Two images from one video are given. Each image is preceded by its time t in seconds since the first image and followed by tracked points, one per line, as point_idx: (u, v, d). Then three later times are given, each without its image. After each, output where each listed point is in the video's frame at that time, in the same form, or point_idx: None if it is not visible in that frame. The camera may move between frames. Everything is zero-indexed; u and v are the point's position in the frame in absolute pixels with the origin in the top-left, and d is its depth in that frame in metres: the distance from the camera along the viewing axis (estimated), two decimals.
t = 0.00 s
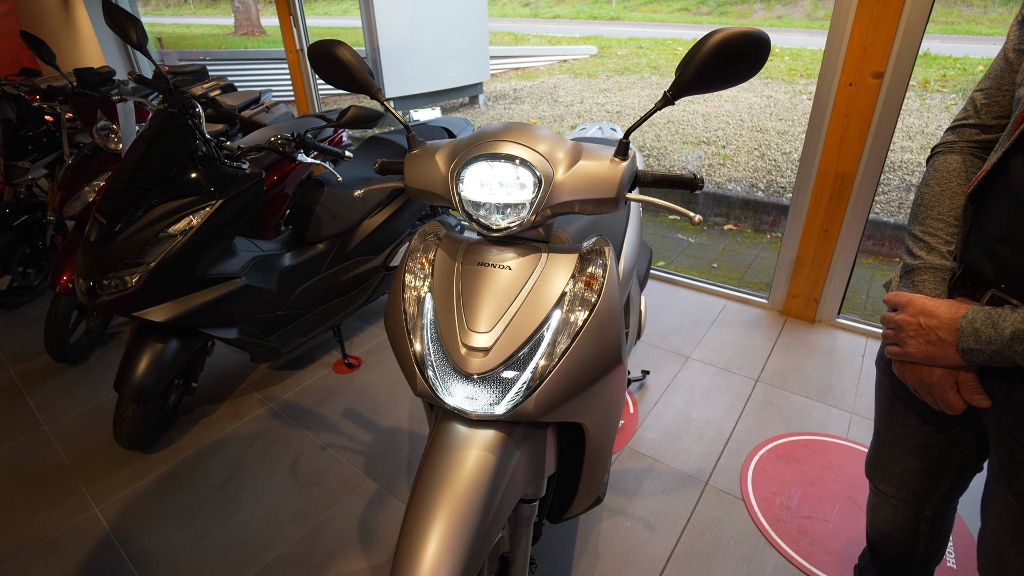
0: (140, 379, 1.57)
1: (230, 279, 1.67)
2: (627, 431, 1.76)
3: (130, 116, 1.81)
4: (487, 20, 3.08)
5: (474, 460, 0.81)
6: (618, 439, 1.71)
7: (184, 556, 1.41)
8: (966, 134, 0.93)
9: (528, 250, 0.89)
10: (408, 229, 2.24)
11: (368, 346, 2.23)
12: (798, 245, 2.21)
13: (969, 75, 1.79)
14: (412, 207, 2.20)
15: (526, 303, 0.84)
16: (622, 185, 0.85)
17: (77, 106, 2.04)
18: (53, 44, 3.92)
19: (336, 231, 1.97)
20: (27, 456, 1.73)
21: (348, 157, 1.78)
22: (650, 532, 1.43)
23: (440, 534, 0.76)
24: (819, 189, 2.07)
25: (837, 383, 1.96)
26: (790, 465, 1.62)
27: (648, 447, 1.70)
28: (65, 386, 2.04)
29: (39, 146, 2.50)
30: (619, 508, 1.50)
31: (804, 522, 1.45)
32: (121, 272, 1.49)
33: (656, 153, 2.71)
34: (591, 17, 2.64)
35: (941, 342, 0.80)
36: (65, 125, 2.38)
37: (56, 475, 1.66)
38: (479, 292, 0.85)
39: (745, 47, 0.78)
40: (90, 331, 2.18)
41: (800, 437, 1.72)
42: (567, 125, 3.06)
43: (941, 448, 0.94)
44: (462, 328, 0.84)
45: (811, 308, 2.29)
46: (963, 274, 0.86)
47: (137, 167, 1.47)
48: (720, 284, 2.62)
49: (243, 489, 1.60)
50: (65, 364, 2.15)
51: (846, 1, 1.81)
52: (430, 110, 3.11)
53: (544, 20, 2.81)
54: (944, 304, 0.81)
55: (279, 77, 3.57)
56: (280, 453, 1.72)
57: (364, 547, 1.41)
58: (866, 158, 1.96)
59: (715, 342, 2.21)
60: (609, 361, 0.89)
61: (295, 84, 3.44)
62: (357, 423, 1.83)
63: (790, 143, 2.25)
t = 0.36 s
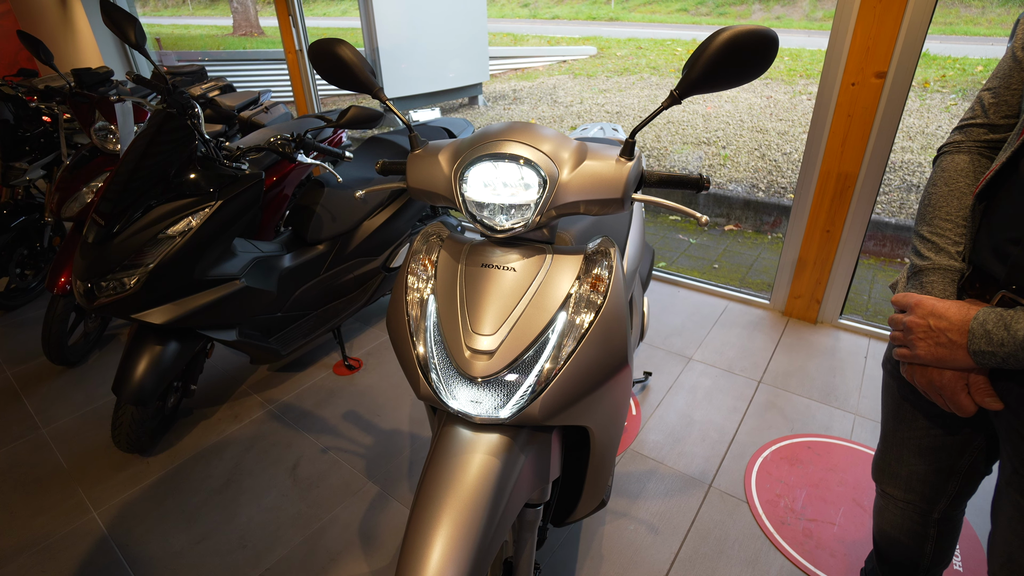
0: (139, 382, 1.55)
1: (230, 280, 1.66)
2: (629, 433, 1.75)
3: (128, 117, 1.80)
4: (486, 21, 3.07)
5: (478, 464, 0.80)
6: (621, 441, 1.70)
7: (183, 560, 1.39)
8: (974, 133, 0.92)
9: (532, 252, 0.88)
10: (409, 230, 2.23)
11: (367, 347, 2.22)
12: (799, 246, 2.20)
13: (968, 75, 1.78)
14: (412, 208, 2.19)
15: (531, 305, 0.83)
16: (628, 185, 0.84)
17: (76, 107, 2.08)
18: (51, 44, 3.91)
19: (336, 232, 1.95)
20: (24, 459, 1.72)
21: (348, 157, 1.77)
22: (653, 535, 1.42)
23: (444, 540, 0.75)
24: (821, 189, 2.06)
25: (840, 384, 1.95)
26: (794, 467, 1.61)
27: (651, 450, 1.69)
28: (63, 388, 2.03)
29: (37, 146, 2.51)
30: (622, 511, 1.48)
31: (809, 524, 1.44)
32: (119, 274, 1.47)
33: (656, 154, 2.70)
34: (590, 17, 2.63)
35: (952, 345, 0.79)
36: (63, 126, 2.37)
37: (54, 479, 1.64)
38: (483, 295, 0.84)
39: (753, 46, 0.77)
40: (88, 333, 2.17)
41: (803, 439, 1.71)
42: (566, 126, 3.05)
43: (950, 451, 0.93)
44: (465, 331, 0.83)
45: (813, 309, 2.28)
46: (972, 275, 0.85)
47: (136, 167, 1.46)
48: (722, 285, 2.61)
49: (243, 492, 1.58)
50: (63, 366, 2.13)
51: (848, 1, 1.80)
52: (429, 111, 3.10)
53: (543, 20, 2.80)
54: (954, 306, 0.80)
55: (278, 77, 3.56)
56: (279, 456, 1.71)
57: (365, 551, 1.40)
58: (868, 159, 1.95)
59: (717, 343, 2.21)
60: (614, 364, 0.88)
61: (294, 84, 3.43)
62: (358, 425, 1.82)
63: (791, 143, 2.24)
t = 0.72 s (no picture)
0: (137, 385, 1.53)
1: (229, 282, 1.64)
2: (633, 436, 1.74)
3: (125, 116, 1.78)
4: (485, 21, 3.06)
5: (484, 470, 0.78)
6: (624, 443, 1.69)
7: (181, 566, 1.37)
8: (987, 131, 0.90)
9: (539, 253, 0.86)
10: (409, 230, 2.21)
11: (368, 349, 2.20)
12: (803, 246, 2.19)
13: (967, 75, 1.78)
14: (413, 208, 2.17)
15: (538, 307, 0.82)
16: (636, 185, 0.83)
17: (73, 107, 2.06)
18: (48, 44, 3.88)
19: (336, 233, 1.94)
20: (21, 463, 1.70)
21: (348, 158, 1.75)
22: (658, 539, 1.40)
23: (451, 548, 0.73)
24: (825, 189, 2.05)
25: (844, 385, 1.94)
26: (800, 470, 1.60)
27: (655, 452, 1.68)
28: (60, 391, 2.01)
29: (33, 146, 2.50)
30: (627, 515, 1.47)
31: (816, 528, 1.42)
32: (117, 275, 1.45)
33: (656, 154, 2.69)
34: (588, 18, 2.62)
35: (968, 347, 0.77)
36: (59, 126, 2.34)
37: (50, 483, 1.62)
38: (489, 296, 0.83)
39: (764, 42, 0.76)
40: (85, 335, 2.15)
41: (808, 441, 1.70)
42: (566, 126, 3.03)
43: (963, 454, 0.91)
44: (471, 334, 0.81)
45: (816, 309, 2.27)
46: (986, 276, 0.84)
47: (133, 167, 1.44)
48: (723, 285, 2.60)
49: (243, 496, 1.56)
50: (60, 369, 2.11)
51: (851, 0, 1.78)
52: (429, 111, 3.09)
53: (542, 21, 2.77)
54: (969, 308, 0.78)
55: (276, 78, 3.55)
56: (279, 460, 1.69)
57: (367, 556, 1.38)
58: (872, 158, 1.94)
59: (720, 344, 2.19)
60: (623, 367, 0.86)
61: (293, 84, 3.43)
62: (359, 428, 1.80)
63: (791, 143, 2.22)
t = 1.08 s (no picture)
0: (137, 389, 1.52)
1: (229, 284, 1.62)
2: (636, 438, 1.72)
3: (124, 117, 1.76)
4: (484, 21, 3.04)
5: (492, 476, 0.77)
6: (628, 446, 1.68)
7: (182, 572, 1.36)
8: (998, 133, 0.89)
9: (546, 255, 0.85)
10: (410, 232, 2.19)
11: (368, 351, 2.19)
12: (805, 246, 2.18)
13: (967, 75, 1.77)
14: (414, 209, 2.15)
15: (546, 311, 0.80)
16: (645, 186, 0.82)
17: (70, 108, 2.03)
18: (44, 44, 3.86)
19: (337, 234, 1.92)
20: (19, 468, 1.68)
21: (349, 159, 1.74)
22: (664, 542, 1.39)
23: (458, 556, 0.72)
24: (828, 189, 2.04)
25: (848, 386, 1.93)
26: (805, 472, 1.59)
27: (659, 455, 1.66)
28: (58, 395, 1.99)
29: (30, 148, 2.49)
30: (632, 519, 1.46)
31: (822, 531, 1.41)
32: (116, 278, 1.44)
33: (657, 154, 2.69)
34: (587, 18, 2.60)
35: (983, 352, 0.76)
36: (56, 127, 2.33)
37: (49, 488, 1.61)
38: (496, 300, 0.81)
39: (776, 41, 0.75)
40: (83, 338, 2.13)
41: (813, 443, 1.69)
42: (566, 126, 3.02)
43: (974, 459, 0.90)
44: (478, 338, 0.80)
45: (819, 310, 2.26)
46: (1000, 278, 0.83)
47: (132, 168, 1.42)
48: (725, 286, 2.59)
49: (244, 501, 1.55)
50: (58, 372, 2.09)
51: None
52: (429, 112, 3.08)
53: (541, 21, 2.76)
54: (983, 312, 0.77)
55: (275, 78, 3.54)
56: (280, 464, 1.67)
57: (370, 561, 1.36)
58: (876, 158, 1.93)
59: (723, 345, 2.18)
60: (632, 371, 0.85)
61: (291, 84, 3.41)
62: (360, 431, 1.78)
63: (792, 143, 2.21)
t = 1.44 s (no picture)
0: (139, 392, 1.53)
1: (230, 287, 1.63)
2: (636, 439, 1.73)
3: (125, 120, 1.77)
4: (483, 22, 3.05)
5: (493, 478, 0.78)
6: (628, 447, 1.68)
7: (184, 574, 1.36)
8: (993, 137, 0.90)
9: (547, 259, 0.86)
10: (411, 233, 2.20)
11: (368, 353, 2.19)
12: (804, 247, 2.19)
13: (965, 75, 1.77)
14: (414, 211, 2.16)
15: (547, 314, 0.81)
16: (645, 190, 0.82)
17: (72, 111, 2.03)
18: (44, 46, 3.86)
19: (337, 236, 1.93)
20: (21, 470, 1.69)
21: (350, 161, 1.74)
22: (664, 543, 1.40)
23: (460, 557, 0.73)
24: (827, 190, 2.05)
25: (847, 386, 1.94)
26: (804, 472, 1.59)
27: (659, 455, 1.67)
28: (59, 397, 1.99)
29: (31, 150, 2.49)
30: (632, 519, 1.46)
31: (821, 531, 1.42)
32: (118, 281, 1.44)
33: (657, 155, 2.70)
34: (586, 19, 2.62)
35: (978, 353, 0.77)
36: (57, 130, 2.33)
37: (51, 491, 1.61)
38: (497, 304, 0.82)
39: (775, 47, 0.75)
40: (84, 340, 2.13)
41: (812, 443, 1.69)
42: (565, 127, 3.03)
43: (971, 458, 0.91)
44: (480, 341, 0.81)
45: (818, 310, 2.26)
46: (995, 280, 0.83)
47: (134, 172, 1.43)
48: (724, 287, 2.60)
49: (246, 502, 1.56)
50: (59, 374, 2.10)
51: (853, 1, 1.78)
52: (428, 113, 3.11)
53: (540, 21, 2.77)
54: (978, 314, 0.78)
55: (275, 80, 3.55)
56: (282, 465, 1.68)
57: (371, 562, 1.37)
58: (874, 159, 1.94)
59: (722, 345, 2.19)
60: (632, 374, 0.86)
61: (291, 86, 3.40)
62: (361, 432, 1.79)
63: (791, 143, 2.22)
